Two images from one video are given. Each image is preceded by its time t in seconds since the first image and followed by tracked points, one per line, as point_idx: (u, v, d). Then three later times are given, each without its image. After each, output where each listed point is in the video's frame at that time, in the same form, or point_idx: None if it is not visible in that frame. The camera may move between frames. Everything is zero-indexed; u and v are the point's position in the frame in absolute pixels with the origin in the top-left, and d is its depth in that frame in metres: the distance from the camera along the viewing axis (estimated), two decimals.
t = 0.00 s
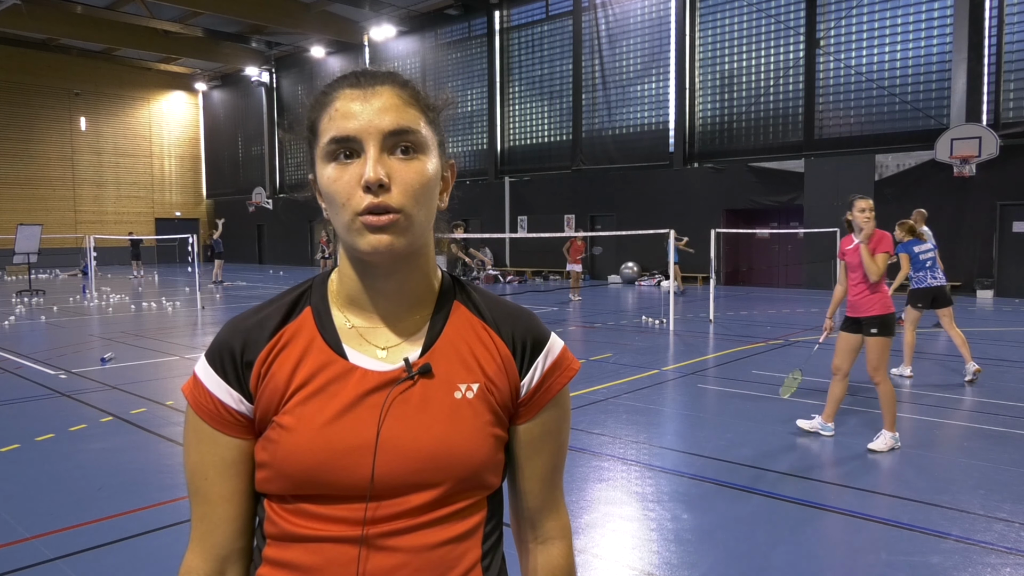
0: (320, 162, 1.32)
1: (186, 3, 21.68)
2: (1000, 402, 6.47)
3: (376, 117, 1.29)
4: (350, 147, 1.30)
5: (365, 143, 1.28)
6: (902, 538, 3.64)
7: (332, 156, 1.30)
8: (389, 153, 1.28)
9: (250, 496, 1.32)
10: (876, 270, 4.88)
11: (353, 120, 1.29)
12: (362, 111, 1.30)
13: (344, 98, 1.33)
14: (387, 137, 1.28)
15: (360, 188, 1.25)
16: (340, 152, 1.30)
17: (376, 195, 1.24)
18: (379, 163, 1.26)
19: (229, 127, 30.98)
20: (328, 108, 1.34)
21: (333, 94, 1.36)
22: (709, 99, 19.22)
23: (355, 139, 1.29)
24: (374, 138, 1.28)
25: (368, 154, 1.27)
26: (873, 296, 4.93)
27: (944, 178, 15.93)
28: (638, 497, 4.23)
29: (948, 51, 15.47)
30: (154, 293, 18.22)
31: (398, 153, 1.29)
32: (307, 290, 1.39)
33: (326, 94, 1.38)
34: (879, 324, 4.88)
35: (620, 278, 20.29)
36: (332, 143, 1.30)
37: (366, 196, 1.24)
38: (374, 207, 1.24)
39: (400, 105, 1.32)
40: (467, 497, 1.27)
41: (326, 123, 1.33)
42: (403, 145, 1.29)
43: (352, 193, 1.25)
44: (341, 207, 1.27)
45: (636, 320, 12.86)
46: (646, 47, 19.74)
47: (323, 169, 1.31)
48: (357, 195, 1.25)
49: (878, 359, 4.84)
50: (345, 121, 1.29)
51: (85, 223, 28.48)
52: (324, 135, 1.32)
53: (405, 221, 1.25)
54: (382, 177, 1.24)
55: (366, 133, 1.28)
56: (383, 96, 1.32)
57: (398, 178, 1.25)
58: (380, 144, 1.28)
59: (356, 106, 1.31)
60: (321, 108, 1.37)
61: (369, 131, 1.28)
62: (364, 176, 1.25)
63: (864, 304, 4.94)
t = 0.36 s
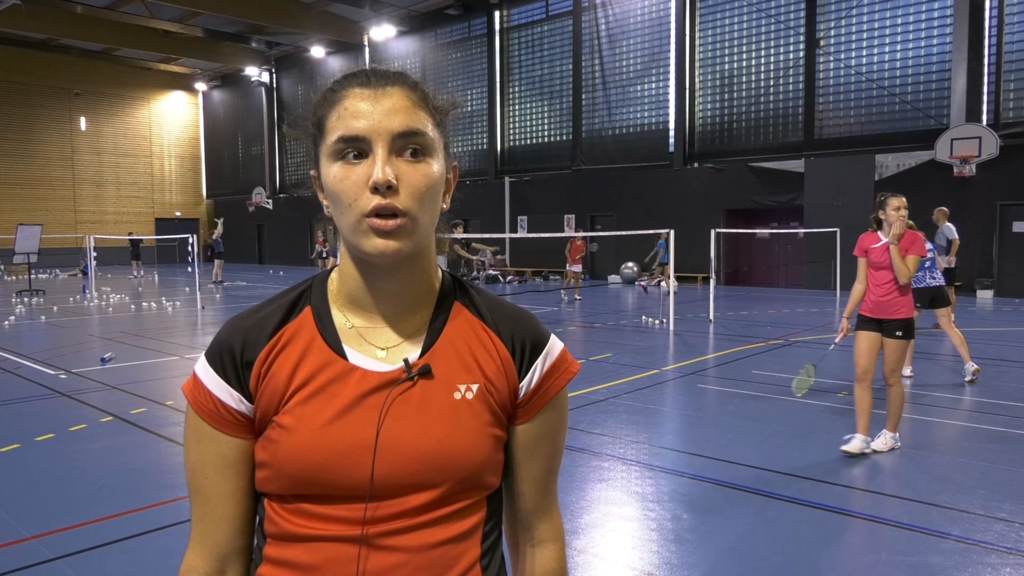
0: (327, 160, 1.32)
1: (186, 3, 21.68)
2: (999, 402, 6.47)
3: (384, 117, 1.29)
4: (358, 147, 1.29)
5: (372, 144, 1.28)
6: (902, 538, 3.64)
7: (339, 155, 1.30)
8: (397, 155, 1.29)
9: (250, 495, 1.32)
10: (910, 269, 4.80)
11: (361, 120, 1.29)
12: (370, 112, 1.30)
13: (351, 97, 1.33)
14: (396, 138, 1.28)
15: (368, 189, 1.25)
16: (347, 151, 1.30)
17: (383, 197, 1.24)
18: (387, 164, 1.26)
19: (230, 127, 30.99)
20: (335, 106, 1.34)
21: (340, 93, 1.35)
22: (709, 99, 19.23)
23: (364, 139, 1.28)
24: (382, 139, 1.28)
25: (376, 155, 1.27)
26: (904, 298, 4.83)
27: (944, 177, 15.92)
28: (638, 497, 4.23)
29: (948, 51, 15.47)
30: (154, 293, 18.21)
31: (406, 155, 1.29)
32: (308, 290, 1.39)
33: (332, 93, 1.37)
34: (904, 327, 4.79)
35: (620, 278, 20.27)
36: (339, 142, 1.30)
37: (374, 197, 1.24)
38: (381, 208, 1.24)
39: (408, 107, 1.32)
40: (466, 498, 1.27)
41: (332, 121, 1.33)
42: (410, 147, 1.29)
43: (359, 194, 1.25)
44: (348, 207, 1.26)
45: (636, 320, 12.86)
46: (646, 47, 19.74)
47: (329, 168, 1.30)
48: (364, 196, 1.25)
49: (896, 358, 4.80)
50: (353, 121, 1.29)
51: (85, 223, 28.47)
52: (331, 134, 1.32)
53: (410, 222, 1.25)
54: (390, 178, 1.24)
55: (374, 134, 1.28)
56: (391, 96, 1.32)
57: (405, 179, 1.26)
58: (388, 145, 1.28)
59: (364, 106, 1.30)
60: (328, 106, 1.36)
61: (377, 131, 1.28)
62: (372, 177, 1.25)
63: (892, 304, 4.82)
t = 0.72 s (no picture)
0: (325, 162, 1.32)
1: (186, 3, 21.68)
2: (1000, 402, 6.46)
3: (383, 119, 1.29)
4: (357, 148, 1.30)
5: (371, 145, 1.28)
6: (902, 539, 3.64)
7: (338, 157, 1.30)
8: (396, 156, 1.29)
9: (250, 495, 1.32)
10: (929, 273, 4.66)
11: (360, 121, 1.29)
12: (369, 112, 1.30)
13: (351, 98, 1.33)
14: (395, 140, 1.28)
15: (367, 191, 1.25)
16: (346, 153, 1.30)
17: (383, 199, 1.24)
18: (386, 165, 1.26)
19: (230, 127, 30.99)
20: (334, 107, 1.34)
21: (339, 93, 1.35)
22: (709, 99, 19.23)
23: (363, 140, 1.29)
24: (381, 140, 1.28)
25: (377, 156, 1.27)
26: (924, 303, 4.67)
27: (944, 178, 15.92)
28: (638, 497, 4.23)
29: (948, 51, 15.46)
30: (154, 293, 18.21)
31: (405, 156, 1.29)
32: (306, 291, 1.39)
33: (331, 93, 1.37)
34: (924, 334, 4.64)
35: (620, 278, 20.24)
36: (338, 143, 1.30)
37: (373, 199, 1.24)
38: (380, 209, 1.24)
39: (407, 107, 1.32)
40: (466, 497, 1.27)
41: (331, 123, 1.33)
42: (409, 148, 1.30)
43: (359, 196, 1.26)
44: (347, 209, 1.27)
45: (636, 320, 12.85)
46: (646, 47, 19.74)
47: (328, 169, 1.31)
48: (363, 198, 1.25)
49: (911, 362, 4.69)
50: (351, 122, 1.30)
51: (85, 223, 28.48)
52: (329, 135, 1.32)
53: (408, 222, 1.25)
54: (390, 180, 1.24)
55: (374, 135, 1.28)
56: (390, 97, 1.32)
57: (404, 181, 1.26)
58: (388, 147, 1.28)
59: (362, 108, 1.31)
60: (326, 107, 1.36)
61: (376, 133, 1.28)
62: (372, 177, 1.25)
63: (915, 310, 4.62)
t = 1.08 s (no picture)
0: (326, 161, 1.32)
1: (186, 3, 21.68)
2: (1000, 402, 6.47)
3: (385, 118, 1.29)
4: (359, 148, 1.29)
5: (373, 144, 1.28)
6: (903, 539, 3.64)
7: (339, 156, 1.30)
8: (398, 156, 1.29)
9: (251, 495, 1.32)
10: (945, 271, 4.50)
11: (361, 120, 1.29)
12: (372, 112, 1.30)
13: (353, 97, 1.33)
14: (397, 140, 1.28)
15: (368, 190, 1.25)
16: (348, 152, 1.30)
17: (384, 198, 1.24)
18: (387, 165, 1.26)
19: (230, 127, 31.00)
20: (336, 107, 1.34)
21: (341, 92, 1.35)
22: (709, 99, 19.24)
23: (365, 140, 1.29)
24: (383, 140, 1.28)
25: (378, 155, 1.27)
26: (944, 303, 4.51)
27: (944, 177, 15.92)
28: (638, 497, 4.23)
29: (948, 51, 15.47)
30: (154, 293, 18.22)
31: (407, 157, 1.29)
32: (306, 291, 1.39)
33: (332, 92, 1.37)
34: (943, 333, 4.46)
35: (620, 278, 20.21)
36: (340, 143, 1.30)
37: (374, 198, 1.24)
38: (382, 209, 1.24)
39: (408, 108, 1.32)
40: (466, 496, 1.27)
41: (333, 122, 1.32)
42: (411, 149, 1.30)
43: (360, 195, 1.25)
44: (349, 208, 1.26)
45: (637, 320, 12.86)
46: (646, 47, 19.74)
47: (329, 169, 1.31)
48: (365, 197, 1.25)
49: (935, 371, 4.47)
50: (353, 122, 1.29)
51: (86, 223, 28.48)
52: (331, 134, 1.32)
53: (409, 222, 1.25)
54: (391, 179, 1.24)
55: (376, 135, 1.28)
56: (391, 98, 1.32)
57: (406, 181, 1.26)
58: (389, 146, 1.28)
59: (364, 107, 1.31)
60: (328, 106, 1.36)
61: (378, 133, 1.28)
62: (374, 177, 1.25)
63: (929, 309, 4.51)
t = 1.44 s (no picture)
0: (332, 161, 1.32)
1: (186, 3, 21.68)
2: (1000, 402, 6.47)
3: (391, 120, 1.29)
4: (364, 148, 1.30)
5: (380, 145, 1.29)
6: (902, 539, 3.64)
7: (345, 156, 1.30)
8: (404, 158, 1.29)
9: (252, 494, 1.32)
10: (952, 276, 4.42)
11: (366, 122, 1.29)
12: (377, 113, 1.30)
13: (359, 98, 1.33)
14: (402, 142, 1.28)
15: (374, 191, 1.25)
16: (353, 153, 1.30)
17: (389, 199, 1.24)
18: (393, 166, 1.26)
19: (230, 127, 31.00)
20: (343, 107, 1.34)
21: (347, 93, 1.35)
22: (709, 99, 19.24)
23: (371, 139, 1.29)
24: (389, 140, 1.28)
25: (384, 156, 1.27)
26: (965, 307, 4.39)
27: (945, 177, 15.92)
28: (638, 497, 4.23)
29: (948, 51, 15.47)
30: (154, 293, 18.21)
31: (412, 157, 1.30)
32: (308, 290, 1.39)
33: (338, 93, 1.38)
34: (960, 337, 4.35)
35: (620, 278, 20.19)
36: (345, 143, 1.30)
37: (380, 199, 1.24)
38: (387, 209, 1.24)
39: (414, 109, 1.32)
40: (468, 496, 1.27)
41: (339, 122, 1.33)
42: (417, 150, 1.30)
43: (365, 196, 1.25)
44: (353, 208, 1.26)
45: (636, 320, 12.86)
46: (646, 47, 19.73)
47: (334, 168, 1.31)
48: (370, 198, 1.25)
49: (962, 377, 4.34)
50: (359, 122, 1.30)
51: (86, 223, 28.47)
52: (337, 134, 1.32)
53: (413, 222, 1.26)
54: (397, 180, 1.24)
55: (381, 135, 1.28)
56: (398, 99, 1.31)
57: (411, 181, 1.26)
58: (395, 148, 1.28)
59: (369, 108, 1.31)
60: (333, 106, 1.36)
61: (384, 133, 1.28)
62: (379, 178, 1.25)
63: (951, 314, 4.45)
